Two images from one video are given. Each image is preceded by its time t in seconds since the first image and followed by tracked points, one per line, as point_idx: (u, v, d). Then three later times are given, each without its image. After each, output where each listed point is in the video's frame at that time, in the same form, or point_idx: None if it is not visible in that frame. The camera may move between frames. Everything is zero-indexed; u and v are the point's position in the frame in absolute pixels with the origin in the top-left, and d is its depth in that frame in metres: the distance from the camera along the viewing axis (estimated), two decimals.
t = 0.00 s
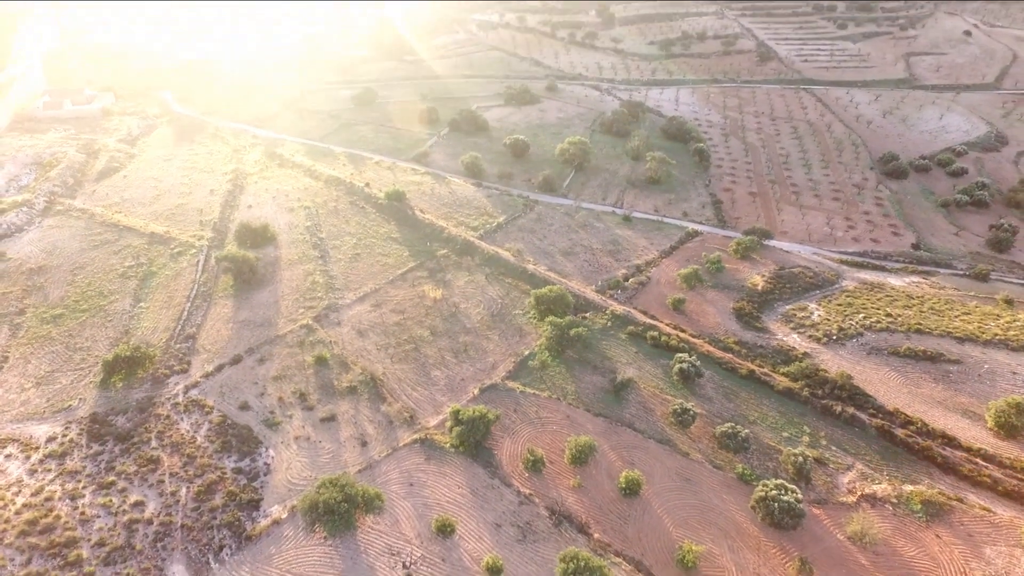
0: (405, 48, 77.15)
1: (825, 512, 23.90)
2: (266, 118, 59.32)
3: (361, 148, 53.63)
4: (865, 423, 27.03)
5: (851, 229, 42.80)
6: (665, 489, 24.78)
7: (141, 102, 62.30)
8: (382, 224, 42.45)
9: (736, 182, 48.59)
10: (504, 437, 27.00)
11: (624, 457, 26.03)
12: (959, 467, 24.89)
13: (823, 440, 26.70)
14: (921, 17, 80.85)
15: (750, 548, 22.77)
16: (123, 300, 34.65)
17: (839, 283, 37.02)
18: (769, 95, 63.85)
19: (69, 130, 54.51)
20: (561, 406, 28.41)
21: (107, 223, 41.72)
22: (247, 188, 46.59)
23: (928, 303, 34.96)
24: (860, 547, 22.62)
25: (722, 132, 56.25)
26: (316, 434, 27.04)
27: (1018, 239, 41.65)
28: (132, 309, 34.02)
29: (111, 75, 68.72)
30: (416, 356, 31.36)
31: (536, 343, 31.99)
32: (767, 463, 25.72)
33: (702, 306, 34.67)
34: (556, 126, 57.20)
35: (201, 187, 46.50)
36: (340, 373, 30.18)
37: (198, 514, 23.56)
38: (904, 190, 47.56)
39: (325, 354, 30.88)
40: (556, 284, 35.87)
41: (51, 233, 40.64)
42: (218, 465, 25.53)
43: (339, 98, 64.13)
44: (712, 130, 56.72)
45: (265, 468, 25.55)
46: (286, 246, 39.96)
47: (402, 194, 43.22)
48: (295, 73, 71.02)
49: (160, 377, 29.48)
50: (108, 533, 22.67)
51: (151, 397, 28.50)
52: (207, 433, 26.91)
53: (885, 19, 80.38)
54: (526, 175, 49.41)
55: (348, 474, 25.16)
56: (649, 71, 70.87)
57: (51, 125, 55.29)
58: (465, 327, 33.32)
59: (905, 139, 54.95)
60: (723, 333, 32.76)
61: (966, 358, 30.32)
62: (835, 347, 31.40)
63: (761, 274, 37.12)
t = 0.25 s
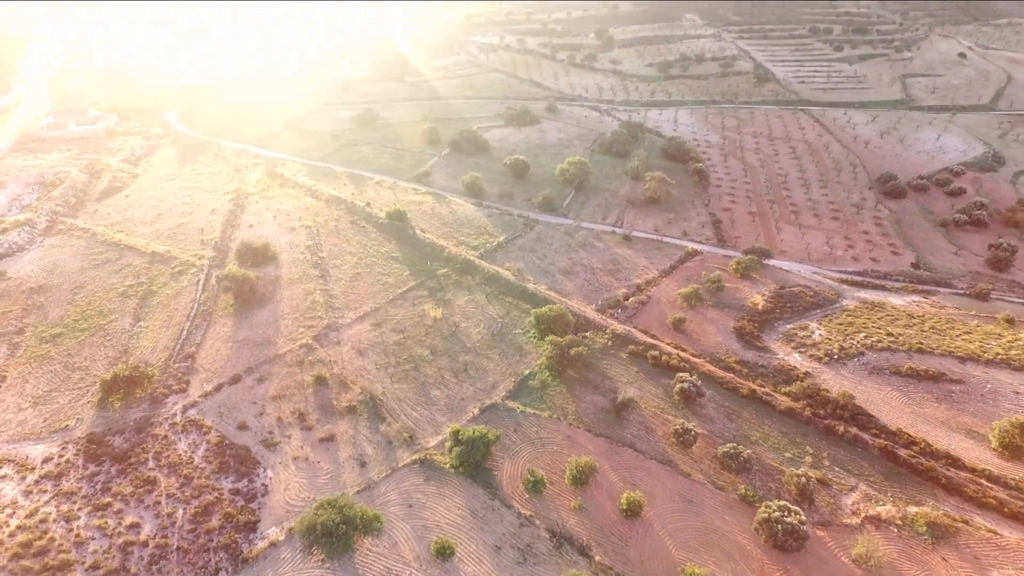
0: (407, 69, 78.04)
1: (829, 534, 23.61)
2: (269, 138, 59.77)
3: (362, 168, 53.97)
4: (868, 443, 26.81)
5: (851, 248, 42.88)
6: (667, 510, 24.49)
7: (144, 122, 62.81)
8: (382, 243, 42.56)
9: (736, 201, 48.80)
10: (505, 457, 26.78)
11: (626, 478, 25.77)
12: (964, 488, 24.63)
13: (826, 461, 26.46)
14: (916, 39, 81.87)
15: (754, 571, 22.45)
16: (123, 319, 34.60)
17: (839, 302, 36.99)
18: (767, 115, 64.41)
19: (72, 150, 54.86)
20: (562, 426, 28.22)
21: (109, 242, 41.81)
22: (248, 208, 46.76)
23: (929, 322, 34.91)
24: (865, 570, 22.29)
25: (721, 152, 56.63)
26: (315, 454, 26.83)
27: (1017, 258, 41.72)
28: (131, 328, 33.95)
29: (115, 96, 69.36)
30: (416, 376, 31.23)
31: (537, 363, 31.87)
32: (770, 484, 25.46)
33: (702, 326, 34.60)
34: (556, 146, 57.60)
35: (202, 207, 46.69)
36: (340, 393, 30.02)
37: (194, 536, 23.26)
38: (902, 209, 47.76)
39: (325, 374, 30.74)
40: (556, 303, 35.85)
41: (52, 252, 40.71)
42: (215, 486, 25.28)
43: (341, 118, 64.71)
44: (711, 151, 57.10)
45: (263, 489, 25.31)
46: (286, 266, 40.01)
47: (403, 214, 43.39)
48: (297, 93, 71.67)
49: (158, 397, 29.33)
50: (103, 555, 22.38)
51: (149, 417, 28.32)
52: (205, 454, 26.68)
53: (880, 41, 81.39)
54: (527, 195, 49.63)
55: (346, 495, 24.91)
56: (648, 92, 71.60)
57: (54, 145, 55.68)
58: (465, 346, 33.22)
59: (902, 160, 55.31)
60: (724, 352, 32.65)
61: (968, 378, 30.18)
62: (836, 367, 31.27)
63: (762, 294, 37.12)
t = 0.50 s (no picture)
0: (408, 90, 78.92)
1: (833, 556, 23.28)
2: (271, 158, 60.16)
3: (362, 188, 54.31)
4: (871, 464, 26.57)
5: (851, 268, 42.92)
6: (670, 532, 24.18)
7: (147, 143, 63.30)
8: (383, 262, 42.62)
9: (735, 221, 48.95)
10: (505, 478, 26.51)
11: (627, 499, 25.49)
12: (970, 510, 24.35)
13: (829, 482, 26.20)
14: (912, 61, 82.83)
15: None
16: (122, 338, 34.53)
17: (840, 321, 36.92)
18: (765, 136, 64.94)
19: (75, 170, 55.26)
20: (563, 446, 27.99)
21: (110, 261, 41.90)
22: (249, 227, 46.95)
23: (930, 341, 34.80)
24: None
25: (720, 172, 56.94)
26: (313, 475, 26.58)
27: (1018, 277, 41.72)
28: (130, 347, 33.85)
29: (119, 116, 69.98)
30: (416, 395, 31.05)
31: (537, 382, 31.72)
32: (773, 505, 25.18)
33: (703, 345, 34.50)
34: (556, 166, 57.95)
35: (204, 226, 46.85)
36: (339, 412, 29.82)
37: (190, 558, 22.94)
38: (901, 229, 47.88)
39: (324, 393, 30.58)
40: (556, 322, 35.80)
41: (53, 271, 40.76)
42: (212, 507, 25.00)
43: (342, 138, 65.29)
44: (710, 170, 57.44)
45: (260, 511, 25.03)
46: (287, 285, 40.03)
47: (404, 233, 43.51)
48: (300, 114, 72.29)
49: (157, 417, 29.14)
50: None
51: (147, 437, 28.11)
52: (202, 474, 26.44)
53: (876, 63, 82.36)
54: (527, 214, 49.81)
55: (345, 516, 24.63)
56: (647, 112, 72.29)
57: (58, 164, 56.08)
58: (465, 365, 33.10)
59: (901, 179, 55.59)
60: (725, 372, 32.50)
61: (970, 398, 30.00)
62: (838, 386, 31.11)
63: (762, 312, 37.10)
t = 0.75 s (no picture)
0: (409, 110, 79.70)
1: None
2: (272, 178, 60.49)
3: (363, 207, 54.58)
4: (874, 485, 26.32)
5: (851, 287, 42.91)
6: (672, 555, 23.86)
7: (150, 163, 63.67)
8: (383, 281, 42.65)
9: (735, 240, 49.05)
10: (505, 499, 26.24)
11: (628, 521, 25.19)
12: (976, 532, 24.04)
13: (833, 503, 25.91)
14: (908, 82, 83.73)
15: None
16: (121, 358, 34.41)
17: (841, 340, 36.80)
18: (764, 156, 65.40)
19: (78, 189, 55.57)
20: (563, 467, 27.74)
21: (110, 280, 41.94)
22: (250, 246, 47.08)
23: (932, 361, 34.66)
24: None
25: (720, 192, 57.19)
26: (311, 496, 26.30)
27: (1018, 297, 41.70)
28: (129, 367, 33.72)
29: (122, 137, 70.51)
30: (415, 415, 30.83)
31: (536, 402, 31.56)
32: (776, 527, 24.88)
33: (704, 364, 34.37)
34: (556, 186, 58.25)
35: (205, 245, 46.96)
36: (338, 432, 29.60)
37: None
38: (901, 248, 47.97)
39: (323, 413, 30.40)
40: (556, 341, 35.70)
41: (53, 290, 40.78)
42: (209, 529, 24.72)
43: (343, 158, 65.80)
44: (709, 190, 57.73)
45: (257, 532, 24.73)
46: (287, 304, 40.00)
47: (404, 252, 43.58)
48: (303, 134, 72.82)
49: (154, 437, 28.92)
50: None
51: (144, 457, 27.87)
52: (199, 495, 26.17)
53: (873, 84, 83.24)
54: (527, 234, 49.92)
55: (343, 538, 24.34)
56: (646, 133, 72.90)
57: (61, 184, 56.38)
58: (465, 385, 32.94)
59: (899, 199, 55.82)
60: (726, 391, 32.33)
61: (974, 418, 29.78)
62: (840, 407, 30.92)
63: (762, 331, 37.08)
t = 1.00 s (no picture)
0: (410, 134, 80.45)
1: None
2: (274, 200, 60.82)
3: (364, 229, 54.84)
4: (879, 510, 26.00)
5: (851, 309, 42.88)
6: None
7: (153, 186, 64.08)
8: (383, 303, 42.65)
9: (735, 262, 49.15)
10: (505, 524, 25.89)
11: (631, 547, 24.82)
12: (983, 559, 23.68)
13: (838, 529, 25.55)
14: (904, 107, 84.64)
15: None
16: (120, 380, 34.26)
17: (843, 363, 36.65)
18: (762, 179, 65.87)
19: (80, 212, 55.88)
20: (564, 492, 27.43)
21: (111, 302, 41.96)
22: (251, 268, 47.20)
23: (935, 383, 34.47)
24: None
25: (719, 215, 57.48)
26: (309, 521, 25.96)
27: (1019, 319, 41.65)
28: (128, 389, 33.55)
29: (126, 160, 70.94)
30: (415, 439, 30.60)
31: (537, 425, 31.32)
32: (780, 554, 24.50)
33: (705, 387, 34.20)
34: (556, 208, 58.59)
35: (206, 267, 47.07)
36: (336, 456, 29.34)
37: None
38: (901, 270, 48.03)
39: (322, 437, 30.17)
40: (557, 364, 35.56)
41: (53, 312, 40.78)
42: (205, 555, 24.35)
43: (344, 181, 66.30)
44: (709, 213, 58.02)
45: (253, 559, 24.36)
46: (287, 326, 39.96)
47: (404, 274, 43.68)
48: (305, 157, 73.37)
49: (151, 460, 28.67)
50: None
51: (140, 482, 27.57)
52: (196, 520, 25.85)
53: (869, 108, 84.18)
54: (527, 256, 50.05)
55: (341, 565, 23.98)
56: (645, 156, 73.53)
57: (64, 207, 56.73)
58: (465, 408, 32.72)
59: (898, 222, 56.06)
60: (727, 414, 32.11)
61: (979, 442, 29.53)
62: (843, 430, 30.67)
63: (763, 354, 37.00)
